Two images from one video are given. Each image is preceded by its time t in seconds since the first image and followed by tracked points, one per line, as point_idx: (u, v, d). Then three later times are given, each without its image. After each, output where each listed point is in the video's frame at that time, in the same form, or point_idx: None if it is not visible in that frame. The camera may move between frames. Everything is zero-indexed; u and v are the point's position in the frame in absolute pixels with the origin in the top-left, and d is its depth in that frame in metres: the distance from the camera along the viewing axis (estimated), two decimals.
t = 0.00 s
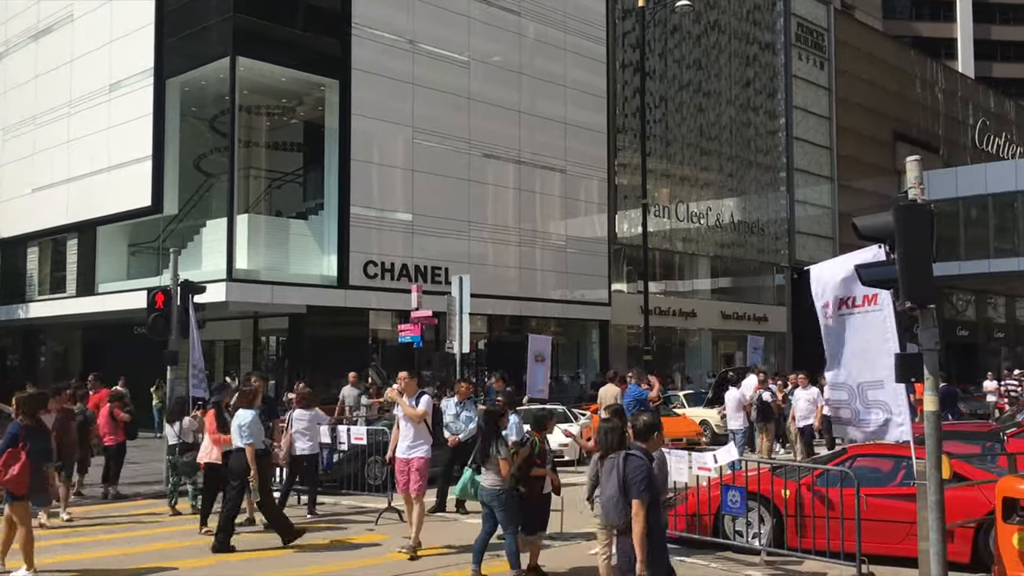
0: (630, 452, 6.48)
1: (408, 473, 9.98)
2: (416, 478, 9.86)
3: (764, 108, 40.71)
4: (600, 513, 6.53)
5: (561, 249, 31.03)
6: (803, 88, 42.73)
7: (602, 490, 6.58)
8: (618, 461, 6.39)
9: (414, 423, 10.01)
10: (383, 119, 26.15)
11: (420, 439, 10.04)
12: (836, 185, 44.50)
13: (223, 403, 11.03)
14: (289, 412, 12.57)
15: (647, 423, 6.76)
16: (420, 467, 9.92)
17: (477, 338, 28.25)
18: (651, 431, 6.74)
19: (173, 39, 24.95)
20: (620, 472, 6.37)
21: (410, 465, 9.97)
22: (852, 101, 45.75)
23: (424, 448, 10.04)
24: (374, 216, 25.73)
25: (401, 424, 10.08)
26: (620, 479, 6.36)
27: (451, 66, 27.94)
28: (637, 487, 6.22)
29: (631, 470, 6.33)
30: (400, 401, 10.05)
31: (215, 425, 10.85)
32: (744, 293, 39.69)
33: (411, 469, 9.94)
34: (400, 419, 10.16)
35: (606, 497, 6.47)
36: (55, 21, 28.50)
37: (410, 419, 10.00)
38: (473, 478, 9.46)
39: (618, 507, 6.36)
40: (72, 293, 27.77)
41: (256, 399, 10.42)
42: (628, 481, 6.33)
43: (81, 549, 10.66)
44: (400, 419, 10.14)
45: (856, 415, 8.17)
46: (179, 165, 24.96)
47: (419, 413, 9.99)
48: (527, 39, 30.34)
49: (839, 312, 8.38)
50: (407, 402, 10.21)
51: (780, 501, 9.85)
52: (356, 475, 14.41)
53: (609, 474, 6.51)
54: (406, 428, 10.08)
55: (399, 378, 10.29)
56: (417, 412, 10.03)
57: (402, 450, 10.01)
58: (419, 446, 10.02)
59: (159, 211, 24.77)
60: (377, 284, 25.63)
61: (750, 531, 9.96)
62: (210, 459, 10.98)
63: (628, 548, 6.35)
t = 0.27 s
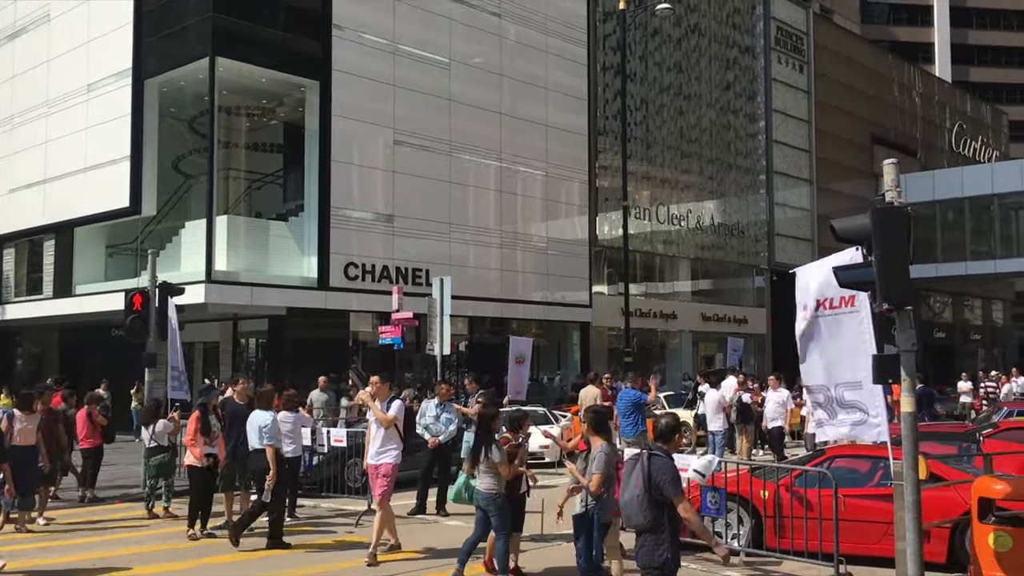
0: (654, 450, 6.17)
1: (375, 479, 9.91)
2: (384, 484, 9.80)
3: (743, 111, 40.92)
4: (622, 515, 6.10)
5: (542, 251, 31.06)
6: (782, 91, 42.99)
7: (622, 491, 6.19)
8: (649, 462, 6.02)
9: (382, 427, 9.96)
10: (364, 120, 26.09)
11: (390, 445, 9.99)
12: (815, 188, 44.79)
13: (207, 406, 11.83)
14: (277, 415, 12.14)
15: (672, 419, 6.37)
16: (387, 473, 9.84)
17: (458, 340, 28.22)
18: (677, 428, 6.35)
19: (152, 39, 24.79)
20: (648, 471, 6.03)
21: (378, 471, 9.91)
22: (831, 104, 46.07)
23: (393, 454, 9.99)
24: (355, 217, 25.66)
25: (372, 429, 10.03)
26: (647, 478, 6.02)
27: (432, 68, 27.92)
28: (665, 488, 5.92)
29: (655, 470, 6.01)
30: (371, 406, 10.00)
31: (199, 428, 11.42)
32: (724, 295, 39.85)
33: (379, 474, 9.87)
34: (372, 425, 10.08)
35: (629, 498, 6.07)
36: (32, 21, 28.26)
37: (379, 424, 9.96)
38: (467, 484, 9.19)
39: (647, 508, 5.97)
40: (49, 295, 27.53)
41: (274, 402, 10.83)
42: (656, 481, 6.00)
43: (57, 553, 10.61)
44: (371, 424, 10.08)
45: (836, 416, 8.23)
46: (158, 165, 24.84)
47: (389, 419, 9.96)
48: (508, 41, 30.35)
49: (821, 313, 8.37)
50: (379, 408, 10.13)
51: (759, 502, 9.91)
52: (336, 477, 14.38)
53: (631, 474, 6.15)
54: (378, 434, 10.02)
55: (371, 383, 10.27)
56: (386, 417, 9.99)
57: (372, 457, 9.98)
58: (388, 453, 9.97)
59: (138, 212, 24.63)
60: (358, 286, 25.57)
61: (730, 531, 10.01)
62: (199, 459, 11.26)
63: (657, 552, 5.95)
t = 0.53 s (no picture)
0: (675, 449, 6.45)
1: (344, 484, 9.74)
2: (354, 489, 9.68)
3: (724, 117, 41.14)
4: (645, 514, 6.38)
5: (524, 255, 31.07)
6: (762, 97, 43.26)
7: (644, 491, 6.47)
8: (671, 463, 6.31)
9: (353, 430, 9.84)
10: (346, 124, 26.04)
11: (359, 449, 9.84)
12: (795, 194, 45.08)
13: (192, 412, 11.48)
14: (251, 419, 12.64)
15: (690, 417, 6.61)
16: (358, 479, 9.72)
17: (439, 344, 28.19)
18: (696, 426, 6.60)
19: (132, 42, 24.64)
20: (670, 472, 6.31)
21: (347, 476, 9.75)
22: (811, 110, 46.40)
23: (364, 459, 9.83)
24: (337, 221, 25.60)
25: (344, 433, 9.91)
26: (670, 478, 6.29)
27: (414, 72, 27.92)
28: (688, 486, 6.21)
29: (678, 469, 6.30)
30: (344, 408, 9.85)
31: (184, 436, 11.18)
32: (705, 299, 39.99)
33: (349, 479, 9.73)
34: (344, 430, 9.95)
35: (652, 498, 6.34)
36: (11, 23, 28.05)
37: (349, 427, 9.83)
38: (461, 489, 8.89)
39: (670, 507, 6.25)
40: (26, 299, 27.29)
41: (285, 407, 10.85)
42: (679, 479, 6.28)
43: (33, 559, 10.53)
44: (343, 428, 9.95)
45: (814, 420, 8.32)
46: (138, 169, 24.70)
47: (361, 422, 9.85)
48: (489, 46, 30.39)
49: (803, 316, 8.47)
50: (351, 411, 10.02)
51: (739, 506, 9.98)
52: (316, 483, 14.39)
53: (653, 473, 6.42)
54: (349, 439, 9.91)
55: (344, 385, 10.08)
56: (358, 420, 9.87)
57: (346, 460, 9.81)
58: (357, 457, 9.81)
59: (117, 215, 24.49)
60: (339, 290, 25.51)
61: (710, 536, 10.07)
62: (174, 467, 11.07)
63: (681, 548, 6.24)
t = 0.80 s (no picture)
0: (689, 454, 6.94)
1: (315, 492, 9.78)
2: (326, 498, 9.71)
3: (706, 124, 41.34)
4: (661, 517, 6.86)
5: (506, 261, 31.09)
6: (744, 105, 43.50)
7: (661, 495, 6.97)
8: (684, 467, 6.79)
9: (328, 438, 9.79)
10: (328, 130, 25.99)
11: (333, 457, 9.84)
12: (776, 201, 45.33)
13: (170, 420, 11.37)
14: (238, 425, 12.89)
15: (706, 424, 7.06)
16: (332, 488, 9.72)
17: (421, 350, 28.16)
18: (710, 433, 7.06)
19: (112, 46, 24.52)
20: (683, 475, 6.80)
21: (321, 485, 9.78)
22: (792, 118, 46.70)
23: (338, 466, 9.83)
24: (319, 227, 25.54)
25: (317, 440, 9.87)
26: (685, 481, 6.79)
27: (397, 78, 27.91)
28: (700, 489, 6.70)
29: (692, 473, 6.80)
30: (316, 415, 9.82)
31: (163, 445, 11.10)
32: (686, 306, 40.12)
33: (320, 487, 9.77)
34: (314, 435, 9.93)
35: (667, 500, 6.84)
36: None
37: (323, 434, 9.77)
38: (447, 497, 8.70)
39: (683, 509, 6.73)
40: (4, 305, 27.06)
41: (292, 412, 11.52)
42: (692, 482, 6.76)
43: (7, 567, 10.49)
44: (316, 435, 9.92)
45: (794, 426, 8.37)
46: (118, 174, 24.58)
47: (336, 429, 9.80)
48: (472, 52, 30.42)
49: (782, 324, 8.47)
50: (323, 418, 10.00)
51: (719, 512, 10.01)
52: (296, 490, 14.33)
53: (669, 476, 6.93)
54: (321, 445, 9.88)
55: (318, 392, 10.02)
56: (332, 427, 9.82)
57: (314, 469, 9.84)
58: (331, 466, 9.81)
59: (97, 220, 24.34)
60: (321, 296, 25.42)
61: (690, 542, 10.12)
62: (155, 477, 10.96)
63: (693, 549, 6.69)
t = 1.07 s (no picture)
0: (711, 460, 6.87)
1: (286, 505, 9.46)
2: (298, 512, 9.47)
3: (688, 132, 41.53)
4: (684, 526, 6.82)
5: (488, 268, 31.07)
6: (725, 113, 43.73)
7: (683, 501, 6.91)
8: (707, 477, 6.74)
9: (303, 451, 9.49)
10: (310, 135, 25.94)
11: (306, 470, 9.56)
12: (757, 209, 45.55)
13: (149, 427, 11.05)
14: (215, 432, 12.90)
15: (726, 430, 7.00)
16: (306, 502, 9.48)
17: (403, 357, 28.09)
18: (730, 439, 7.01)
19: (92, 51, 24.40)
20: (707, 484, 6.75)
21: (295, 498, 9.49)
22: (773, 126, 47.00)
23: (310, 479, 9.56)
24: (300, 233, 25.46)
25: (287, 452, 9.56)
26: (708, 490, 6.72)
27: (379, 84, 27.91)
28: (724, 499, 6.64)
29: (715, 482, 6.72)
30: (290, 429, 9.45)
31: (144, 451, 10.87)
32: (668, 313, 40.21)
33: (293, 501, 9.47)
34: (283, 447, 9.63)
35: (690, 509, 6.79)
36: None
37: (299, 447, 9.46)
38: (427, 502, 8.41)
39: (707, 518, 6.69)
40: None
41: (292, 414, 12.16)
42: (717, 491, 6.71)
43: None
44: (287, 447, 9.59)
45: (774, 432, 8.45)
46: (98, 179, 24.41)
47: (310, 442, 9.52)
48: (455, 59, 30.45)
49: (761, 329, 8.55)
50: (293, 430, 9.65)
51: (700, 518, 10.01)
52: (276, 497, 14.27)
53: (692, 484, 6.86)
54: (292, 457, 9.56)
55: (286, 403, 9.62)
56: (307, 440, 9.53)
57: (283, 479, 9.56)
58: (304, 479, 9.53)
59: (76, 225, 24.17)
60: (302, 302, 25.32)
61: (671, 547, 10.15)
62: (138, 487, 10.76)
63: (715, 558, 6.69)
